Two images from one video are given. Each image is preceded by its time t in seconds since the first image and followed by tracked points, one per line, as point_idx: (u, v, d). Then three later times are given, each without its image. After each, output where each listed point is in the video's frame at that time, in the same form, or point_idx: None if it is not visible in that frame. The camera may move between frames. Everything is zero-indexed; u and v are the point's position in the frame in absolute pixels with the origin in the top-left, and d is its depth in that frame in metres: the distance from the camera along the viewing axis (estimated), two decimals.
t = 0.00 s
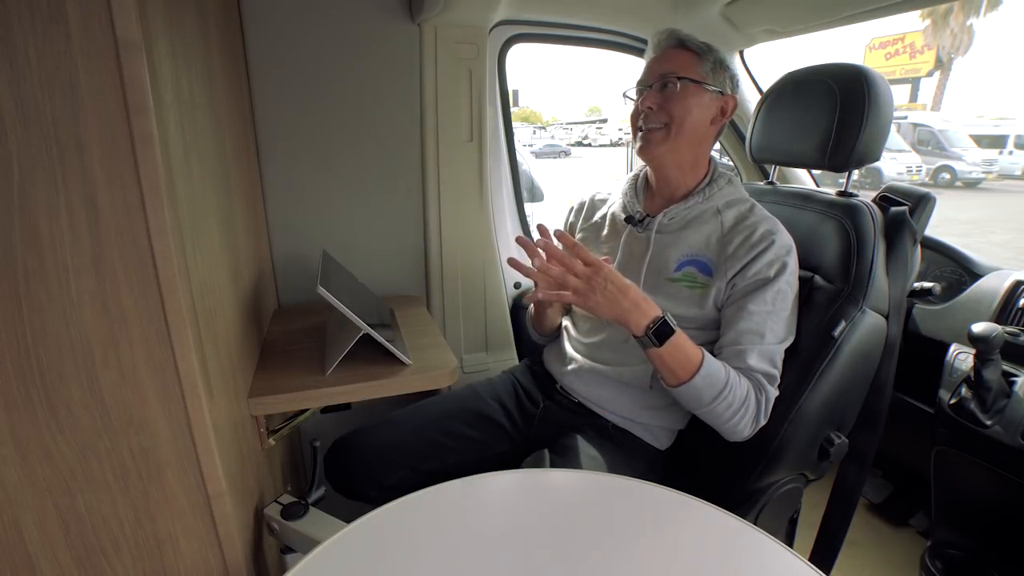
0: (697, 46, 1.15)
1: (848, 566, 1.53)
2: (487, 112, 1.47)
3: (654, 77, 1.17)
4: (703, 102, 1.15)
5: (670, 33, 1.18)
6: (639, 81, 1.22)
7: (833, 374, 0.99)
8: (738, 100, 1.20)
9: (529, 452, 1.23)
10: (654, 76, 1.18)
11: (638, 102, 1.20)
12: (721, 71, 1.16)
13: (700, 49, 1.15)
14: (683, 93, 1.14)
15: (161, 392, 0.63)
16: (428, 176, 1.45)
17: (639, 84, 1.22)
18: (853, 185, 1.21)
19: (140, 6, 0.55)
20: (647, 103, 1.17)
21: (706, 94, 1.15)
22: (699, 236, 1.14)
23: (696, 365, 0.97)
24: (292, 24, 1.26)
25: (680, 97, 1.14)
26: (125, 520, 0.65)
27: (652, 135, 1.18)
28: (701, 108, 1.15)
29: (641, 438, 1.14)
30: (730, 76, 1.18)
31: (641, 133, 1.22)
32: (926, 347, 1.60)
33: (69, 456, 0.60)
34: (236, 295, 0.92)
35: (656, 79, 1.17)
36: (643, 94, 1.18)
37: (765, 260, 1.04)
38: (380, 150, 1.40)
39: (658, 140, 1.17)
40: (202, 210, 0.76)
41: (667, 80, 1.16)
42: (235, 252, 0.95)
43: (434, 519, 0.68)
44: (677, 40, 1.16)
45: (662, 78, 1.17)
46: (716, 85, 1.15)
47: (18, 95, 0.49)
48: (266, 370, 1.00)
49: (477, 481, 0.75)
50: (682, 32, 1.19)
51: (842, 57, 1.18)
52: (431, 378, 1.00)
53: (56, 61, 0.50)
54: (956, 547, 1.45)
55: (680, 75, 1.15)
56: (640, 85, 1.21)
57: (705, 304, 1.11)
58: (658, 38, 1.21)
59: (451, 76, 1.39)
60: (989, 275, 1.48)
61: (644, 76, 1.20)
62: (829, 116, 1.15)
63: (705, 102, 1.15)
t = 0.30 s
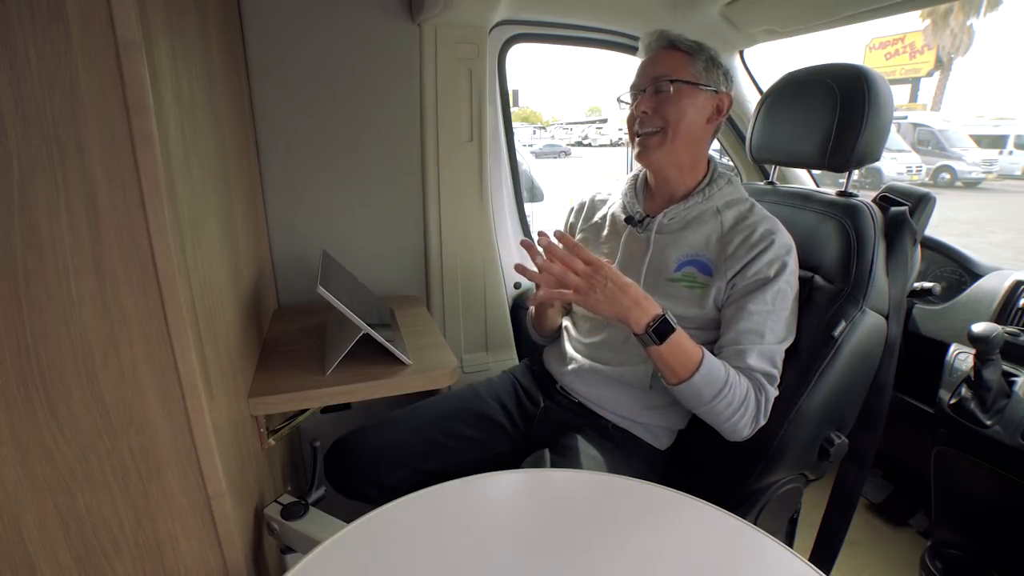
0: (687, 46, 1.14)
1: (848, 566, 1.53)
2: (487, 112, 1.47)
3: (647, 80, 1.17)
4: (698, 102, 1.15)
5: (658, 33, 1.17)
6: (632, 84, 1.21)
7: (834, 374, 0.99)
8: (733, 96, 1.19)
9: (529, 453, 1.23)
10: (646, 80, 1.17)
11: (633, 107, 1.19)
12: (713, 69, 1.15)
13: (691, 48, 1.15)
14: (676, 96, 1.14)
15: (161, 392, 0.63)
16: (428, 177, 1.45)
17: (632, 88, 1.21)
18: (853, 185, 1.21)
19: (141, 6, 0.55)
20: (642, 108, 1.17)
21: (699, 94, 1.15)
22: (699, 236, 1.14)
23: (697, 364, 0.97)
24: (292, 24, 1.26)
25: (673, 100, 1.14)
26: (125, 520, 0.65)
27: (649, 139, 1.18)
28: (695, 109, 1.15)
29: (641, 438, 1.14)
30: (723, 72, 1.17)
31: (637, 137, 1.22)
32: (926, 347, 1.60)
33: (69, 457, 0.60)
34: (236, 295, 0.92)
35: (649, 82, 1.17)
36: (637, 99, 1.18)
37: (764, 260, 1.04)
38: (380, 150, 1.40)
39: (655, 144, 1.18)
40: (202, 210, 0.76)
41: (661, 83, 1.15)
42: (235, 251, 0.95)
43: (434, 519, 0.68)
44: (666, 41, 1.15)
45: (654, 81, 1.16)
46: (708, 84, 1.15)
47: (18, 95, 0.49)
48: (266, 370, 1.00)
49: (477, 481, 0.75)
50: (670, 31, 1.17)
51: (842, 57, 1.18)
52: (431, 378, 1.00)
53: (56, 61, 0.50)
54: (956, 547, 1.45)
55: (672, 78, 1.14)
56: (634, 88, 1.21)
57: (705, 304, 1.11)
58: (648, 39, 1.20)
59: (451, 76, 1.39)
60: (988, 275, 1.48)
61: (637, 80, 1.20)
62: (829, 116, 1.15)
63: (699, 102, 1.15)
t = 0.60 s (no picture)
0: (675, 52, 1.13)
1: (848, 566, 1.53)
2: (487, 112, 1.47)
3: (641, 95, 1.15)
4: (692, 111, 1.15)
5: (641, 39, 1.14)
6: (623, 96, 1.18)
7: (833, 374, 0.99)
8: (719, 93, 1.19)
9: (528, 453, 1.23)
10: (637, 92, 1.15)
11: (626, 122, 1.17)
12: (700, 69, 1.15)
13: (676, 53, 1.13)
14: (673, 108, 1.13)
15: (161, 392, 0.63)
16: (428, 177, 1.45)
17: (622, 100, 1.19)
18: (854, 185, 1.21)
19: (140, 6, 0.55)
20: (639, 125, 1.15)
21: (691, 101, 1.14)
22: (696, 237, 1.14)
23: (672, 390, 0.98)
24: (293, 24, 1.26)
25: (671, 113, 1.13)
26: (125, 520, 0.65)
27: (649, 154, 1.18)
28: (689, 118, 1.15)
29: (641, 439, 1.14)
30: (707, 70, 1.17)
31: (633, 151, 1.21)
32: (926, 347, 1.60)
33: (68, 457, 0.60)
34: (236, 295, 0.92)
35: (641, 95, 1.15)
36: (632, 115, 1.16)
37: (761, 260, 1.04)
38: (380, 150, 1.40)
39: (655, 159, 1.17)
40: (202, 210, 0.76)
41: (657, 97, 1.13)
42: (235, 253, 0.95)
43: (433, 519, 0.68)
44: (652, 48, 1.13)
45: (647, 93, 1.15)
46: (699, 87, 1.15)
47: (18, 95, 0.49)
48: (266, 370, 1.00)
49: (476, 481, 0.75)
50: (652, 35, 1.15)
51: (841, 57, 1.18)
52: (431, 377, 1.01)
53: (55, 61, 0.50)
54: (956, 547, 1.45)
55: (667, 90, 1.13)
56: (624, 101, 1.19)
57: (704, 305, 1.11)
58: (628, 46, 1.17)
59: (451, 75, 1.39)
60: (988, 275, 1.48)
61: (626, 93, 1.17)
62: (829, 116, 1.15)
63: (692, 110, 1.15)
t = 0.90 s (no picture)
0: (677, 53, 1.12)
1: (848, 566, 1.53)
2: (487, 112, 1.47)
3: (643, 95, 1.14)
4: (693, 113, 1.15)
5: (645, 39, 1.13)
6: (624, 96, 1.17)
7: (833, 375, 0.99)
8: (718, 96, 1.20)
9: (528, 453, 1.23)
10: (639, 93, 1.15)
11: (627, 123, 1.16)
12: (702, 72, 1.15)
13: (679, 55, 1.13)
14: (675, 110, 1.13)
15: (161, 392, 0.63)
16: (427, 177, 1.45)
17: (622, 100, 1.18)
18: (854, 185, 1.20)
19: (141, 6, 0.55)
20: (641, 127, 1.15)
21: (692, 103, 1.14)
22: (695, 241, 1.14)
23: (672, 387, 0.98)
24: (293, 24, 1.26)
25: (673, 115, 1.13)
26: (125, 520, 0.65)
27: (650, 156, 1.17)
28: (690, 120, 1.15)
29: (641, 439, 1.14)
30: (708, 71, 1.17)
31: (632, 152, 1.20)
32: (926, 347, 1.60)
33: (68, 457, 0.60)
34: (236, 296, 0.92)
35: (643, 96, 1.15)
36: (634, 116, 1.15)
37: (760, 263, 1.04)
38: (380, 150, 1.40)
39: (656, 161, 1.17)
40: (202, 211, 0.75)
41: (659, 98, 1.13)
42: (235, 254, 0.95)
43: (433, 519, 0.68)
44: (656, 49, 1.12)
45: (649, 94, 1.14)
46: (700, 89, 1.15)
47: (18, 95, 0.49)
48: (266, 370, 1.00)
49: (476, 481, 0.75)
50: (655, 34, 1.14)
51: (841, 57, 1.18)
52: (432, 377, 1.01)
53: (55, 61, 0.50)
54: (956, 546, 1.45)
55: (669, 91, 1.13)
56: (625, 101, 1.18)
57: (703, 308, 1.11)
58: (629, 46, 1.16)
59: (452, 76, 1.39)
60: (988, 275, 1.48)
61: (628, 93, 1.16)
62: (829, 117, 1.15)
63: (693, 112, 1.15)
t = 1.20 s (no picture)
0: (677, 51, 1.12)
1: (849, 566, 1.53)
2: (487, 112, 1.47)
3: (641, 92, 1.15)
4: (692, 111, 1.14)
5: (645, 38, 1.14)
6: (624, 94, 1.19)
7: (833, 375, 0.99)
8: (724, 93, 1.18)
9: (529, 453, 1.23)
10: (637, 91, 1.16)
11: (625, 120, 1.18)
12: (705, 69, 1.14)
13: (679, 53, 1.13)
14: (672, 107, 1.13)
15: (161, 392, 0.63)
16: (428, 178, 1.45)
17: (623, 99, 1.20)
18: (854, 185, 1.20)
19: (141, 6, 0.55)
20: (637, 124, 1.16)
21: (691, 100, 1.14)
22: (699, 239, 1.14)
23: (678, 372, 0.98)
24: (292, 24, 1.26)
25: (669, 113, 1.13)
26: (125, 520, 0.65)
27: (645, 153, 1.18)
28: (688, 117, 1.15)
29: (641, 439, 1.14)
30: (714, 70, 1.16)
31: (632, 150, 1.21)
32: (926, 347, 1.60)
33: (69, 457, 0.60)
34: (236, 295, 0.92)
35: (642, 94, 1.16)
36: (631, 113, 1.16)
37: (764, 262, 1.04)
38: (379, 150, 1.40)
39: (651, 158, 1.17)
40: (203, 212, 0.76)
41: (656, 95, 1.14)
42: (235, 254, 0.95)
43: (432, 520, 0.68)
44: (656, 48, 1.13)
45: (647, 92, 1.15)
46: (701, 87, 1.14)
47: (18, 95, 0.49)
48: (266, 370, 1.00)
49: (476, 481, 0.75)
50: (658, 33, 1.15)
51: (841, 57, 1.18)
52: (433, 377, 1.01)
53: (56, 61, 0.50)
54: (955, 546, 1.45)
55: (666, 88, 1.13)
56: (625, 100, 1.19)
57: (705, 307, 1.11)
58: (632, 45, 1.17)
59: (452, 76, 1.39)
60: (988, 275, 1.48)
61: (628, 92, 1.18)
62: (829, 117, 1.14)
63: (692, 109, 1.14)
